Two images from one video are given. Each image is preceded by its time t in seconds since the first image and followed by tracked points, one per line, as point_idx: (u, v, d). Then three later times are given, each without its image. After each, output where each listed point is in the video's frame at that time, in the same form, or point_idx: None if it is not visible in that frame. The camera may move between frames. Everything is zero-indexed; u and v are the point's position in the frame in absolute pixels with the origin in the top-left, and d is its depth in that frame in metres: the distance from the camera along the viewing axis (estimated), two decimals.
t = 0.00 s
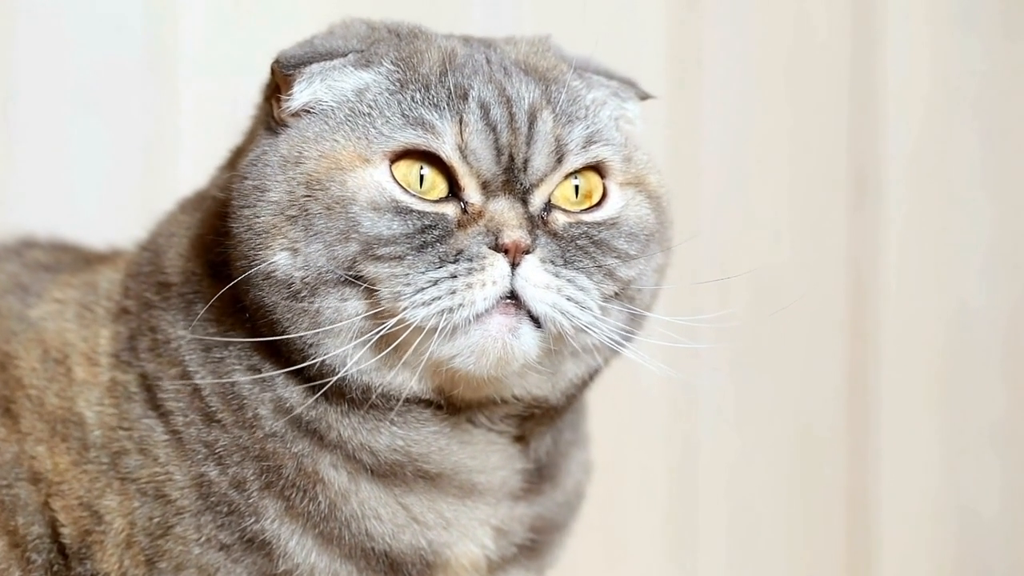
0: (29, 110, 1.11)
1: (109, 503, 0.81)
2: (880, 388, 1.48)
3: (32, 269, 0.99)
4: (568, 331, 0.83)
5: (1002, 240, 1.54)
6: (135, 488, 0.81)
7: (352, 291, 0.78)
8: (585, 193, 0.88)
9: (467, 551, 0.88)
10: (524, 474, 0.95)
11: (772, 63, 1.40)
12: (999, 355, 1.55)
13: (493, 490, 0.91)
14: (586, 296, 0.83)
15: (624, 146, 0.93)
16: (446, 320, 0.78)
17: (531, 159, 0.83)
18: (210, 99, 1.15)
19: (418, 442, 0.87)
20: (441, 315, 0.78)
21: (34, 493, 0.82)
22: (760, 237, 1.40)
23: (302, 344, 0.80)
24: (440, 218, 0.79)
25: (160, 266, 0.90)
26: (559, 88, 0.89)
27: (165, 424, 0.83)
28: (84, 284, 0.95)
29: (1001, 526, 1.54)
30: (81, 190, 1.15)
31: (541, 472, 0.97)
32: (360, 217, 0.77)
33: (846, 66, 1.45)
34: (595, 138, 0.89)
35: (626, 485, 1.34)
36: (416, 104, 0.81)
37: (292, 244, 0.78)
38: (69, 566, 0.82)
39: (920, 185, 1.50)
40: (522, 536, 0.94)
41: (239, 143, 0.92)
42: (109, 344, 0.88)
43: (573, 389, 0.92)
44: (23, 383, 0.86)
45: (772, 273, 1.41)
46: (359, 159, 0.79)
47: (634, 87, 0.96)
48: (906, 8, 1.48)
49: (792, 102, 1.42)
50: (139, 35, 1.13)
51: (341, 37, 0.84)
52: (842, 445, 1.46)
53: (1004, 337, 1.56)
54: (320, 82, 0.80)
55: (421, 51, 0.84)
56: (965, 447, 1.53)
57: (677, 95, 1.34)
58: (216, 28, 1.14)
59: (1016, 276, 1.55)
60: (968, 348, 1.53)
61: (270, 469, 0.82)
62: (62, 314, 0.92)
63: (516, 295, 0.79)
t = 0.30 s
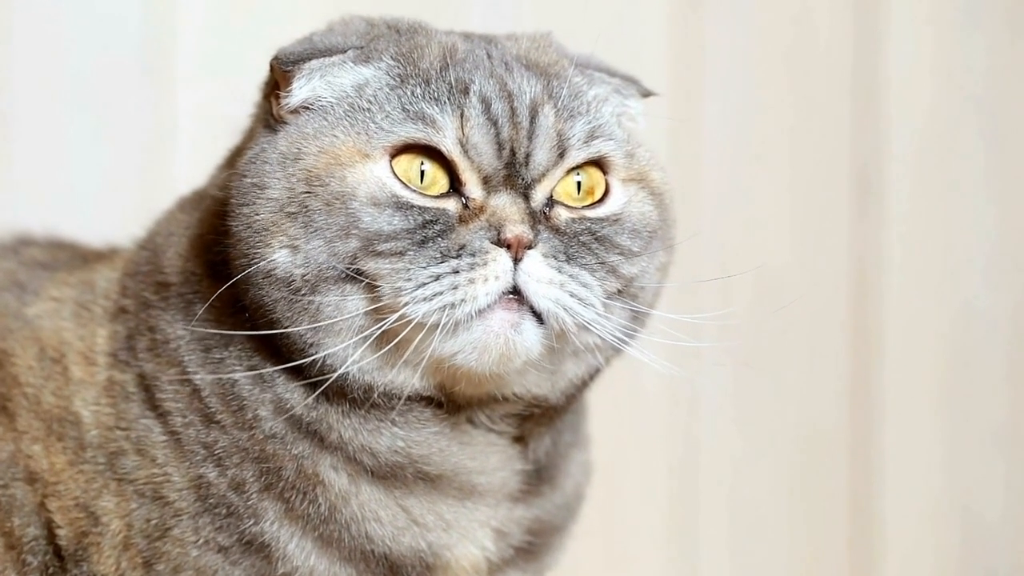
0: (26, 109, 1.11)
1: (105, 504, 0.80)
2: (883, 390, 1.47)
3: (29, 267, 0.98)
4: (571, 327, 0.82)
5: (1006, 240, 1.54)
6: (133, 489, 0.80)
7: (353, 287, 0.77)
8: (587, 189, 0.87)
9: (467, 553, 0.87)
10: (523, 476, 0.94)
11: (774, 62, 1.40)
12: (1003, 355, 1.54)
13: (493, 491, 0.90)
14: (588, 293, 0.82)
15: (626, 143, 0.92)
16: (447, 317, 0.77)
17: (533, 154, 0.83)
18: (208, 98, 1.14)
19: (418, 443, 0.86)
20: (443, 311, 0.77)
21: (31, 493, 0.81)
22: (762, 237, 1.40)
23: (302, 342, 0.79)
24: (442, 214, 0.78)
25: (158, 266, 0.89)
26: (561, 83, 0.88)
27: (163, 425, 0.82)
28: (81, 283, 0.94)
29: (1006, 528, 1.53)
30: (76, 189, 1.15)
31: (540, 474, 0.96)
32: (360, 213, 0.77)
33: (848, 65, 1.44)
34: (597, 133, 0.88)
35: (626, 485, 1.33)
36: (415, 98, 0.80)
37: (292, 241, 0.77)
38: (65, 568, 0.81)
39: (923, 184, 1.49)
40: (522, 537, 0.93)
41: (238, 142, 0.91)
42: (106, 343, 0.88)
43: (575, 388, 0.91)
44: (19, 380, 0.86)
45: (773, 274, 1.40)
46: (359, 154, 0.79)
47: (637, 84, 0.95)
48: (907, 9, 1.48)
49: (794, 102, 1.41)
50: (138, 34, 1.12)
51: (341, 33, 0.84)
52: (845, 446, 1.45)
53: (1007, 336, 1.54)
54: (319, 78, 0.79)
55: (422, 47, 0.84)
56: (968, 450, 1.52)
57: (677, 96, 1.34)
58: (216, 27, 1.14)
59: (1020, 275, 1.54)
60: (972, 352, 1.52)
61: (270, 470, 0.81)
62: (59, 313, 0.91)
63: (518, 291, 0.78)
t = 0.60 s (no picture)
0: (21, 106, 1.09)
1: (103, 506, 0.79)
2: (885, 393, 1.46)
3: (25, 268, 0.97)
4: (575, 330, 0.81)
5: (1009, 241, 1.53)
6: (131, 491, 0.79)
7: (354, 292, 0.77)
8: (591, 193, 0.86)
9: (467, 557, 0.86)
10: (524, 478, 0.93)
11: (777, 61, 1.39)
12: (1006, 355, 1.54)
13: (494, 494, 0.90)
14: (593, 296, 0.82)
15: (630, 146, 0.91)
16: (450, 321, 0.76)
17: (536, 157, 0.82)
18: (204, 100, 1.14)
19: (419, 448, 0.85)
20: (445, 316, 0.76)
21: (26, 495, 0.81)
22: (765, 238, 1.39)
23: (304, 348, 0.79)
24: (444, 217, 0.77)
25: (157, 266, 0.88)
26: (564, 86, 0.87)
27: (161, 427, 0.81)
28: (78, 284, 0.93)
29: (1010, 529, 1.52)
30: (73, 187, 1.14)
31: (541, 476, 0.96)
32: (361, 216, 0.76)
33: (851, 66, 1.44)
34: (600, 136, 0.88)
35: (626, 490, 1.32)
36: (418, 102, 0.80)
37: (293, 245, 0.76)
38: (60, 571, 0.80)
39: (926, 185, 1.48)
40: (524, 540, 0.92)
41: (239, 142, 0.91)
42: (104, 345, 0.87)
43: (578, 393, 0.91)
44: (15, 383, 0.85)
45: (776, 274, 1.39)
46: (360, 158, 0.78)
47: (640, 86, 0.94)
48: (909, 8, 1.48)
49: (798, 103, 1.40)
50: (136, 33, 1.12)
51: (343, 35, 0.83)
52: (847, 450, 1.44)
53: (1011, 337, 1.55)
54: (320, 80, 0.79)
55: (424, 49, 0.83)
56: (971, 455, 1.51)
57: (679, 94, 1.33)
58: (215, 26, 1.14)
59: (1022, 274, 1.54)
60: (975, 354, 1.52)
61: (269, 475, 0.80)
62: (56, 314, 0.90)
63: (522, 291, 0.78)
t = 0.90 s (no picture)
0: (19, 103, 1.13)
1: (102, 509, 0.79)
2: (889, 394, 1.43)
3: (22, 270, 0.96)
4: (581, 351, 0.81)
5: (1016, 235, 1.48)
6: (129, 495, 0.79)
7: (358, 309, 0.76)
8: (599, 210, 0.85)
9: (467, 563, 0.85)
10: (530, 482, 0.91)
11: (779, 57, 1.37)
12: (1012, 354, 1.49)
13: (497, 500, 0.88)
14: (600, 317, 0.81)
15: (637, 157, 0.89)
16: (456, 342, 0.76)
17: (546, 176, 0.81)
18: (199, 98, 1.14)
19: (420, 456, 0.83)
20: (451, 337, 0.75)
21: (22, 499, 0.81)
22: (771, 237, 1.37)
23: (303, 358, 0.77)
24: (451, 237, 0.76)
25: (156, 268, 0.87)
26: (574, 101, 0.86)
27: (159, 432, 0.80)
28: (76, 286, 0.92)
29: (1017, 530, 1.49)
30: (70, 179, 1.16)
31: (548, 480, 0.93)
32: (369, 235, 0.75)
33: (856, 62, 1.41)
34: (610, 154, 0.86)
35: (627, 492, 1.32)
36: (428, 118, 0.78)
37: (298, 259, 0.75)
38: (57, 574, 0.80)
39: (932, 179, 1.44)
40: (530, 546, 0.91)
41: (240, 144, 0.89)
42: (102, 347, 0.86)
43: (583, 406, 0.90)
44: (11, 389, 0.84)
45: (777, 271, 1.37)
46: (368, 175, 0.76)
47: (646, 94, 0.93)
48: None
49: (801, 101, 1.38)
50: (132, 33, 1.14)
51: (351, 42, 0.81)
52: (850, 452, 1.42)
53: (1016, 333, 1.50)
54: (330, 90, 0.77)
55: (434, 61, 0.81)
56: (978, 458, 1.48)
57: (679, 95, 1.32)
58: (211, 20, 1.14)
59: None
60: (983, 354, 1.48)
61: (267, 480, 0.79)
62: (53, 318, 0.89)
63: (530, 311, 0.77)
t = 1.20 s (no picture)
0: (16, 102, 1.13)
1: (100, 512, 0.78)
2: (891, 395, 1.41)
3: (21, 271, 0.96)
4: (583, 356, 0.80)
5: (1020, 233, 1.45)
6: (128, 497, 0.78)
7: (358, 315, 0.75)
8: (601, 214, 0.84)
9: (467, 568, 0.84)
10: (534, 485, 0.90)
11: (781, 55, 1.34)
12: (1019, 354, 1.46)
13: (500, 504, 0.87)
14: (603, 322, 0.80)
15: (641, 162, 0.89)
16: (457, 349, 0.75)
17: (549, 181, 0.80)
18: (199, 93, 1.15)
19: (420, 459, 0.82)
20: (452, 343, 0.75)
21: (20, 502, 0.80)
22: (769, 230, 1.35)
23: (302, 360, 0.76)
24: (453, 243, 0.75)
25: (154, 269, 0.86)
26: (577, 104, 0.85)
27: (157, 434, 0.79)
28: (75, 287, 0.91)
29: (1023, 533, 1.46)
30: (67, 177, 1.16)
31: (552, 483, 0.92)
32: (371, 241, 0.74)
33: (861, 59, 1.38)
34: (614, 160, 0.85)
35: (629, 495, 1.32)
36: (430, 123, 0.77)
37: (298, 263, 0.74)
38: None
39: (937, 175, 1.41)
40: (534, 551, 0.90)
41: (239, 143, 0.88)
42: (101, 348, 0.85)
43: (587, 409, 0.89)
44: (8, 391, 0.84)
45: (778, 271, 1.35)
46: (370, 180, 0.75)
47: (650, 96, 0.92)
48: None
49: (803, 99, 1.36)
50: (129, 33, 1.14)
51: (353, 43, 0.80)
52: (853, 453, 1.40)
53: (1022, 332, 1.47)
54: (331, 91, 0.76)
55: (436, 64, 0.80)
56: (980, 459, 1.45)
57: (679, 95, 1.30)
58: (209, 16, 1.14)
59: None
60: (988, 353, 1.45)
61: (265, 484, 0.78)
62: (51, 318, 0.88)
63: (532, 318, 0.76)
